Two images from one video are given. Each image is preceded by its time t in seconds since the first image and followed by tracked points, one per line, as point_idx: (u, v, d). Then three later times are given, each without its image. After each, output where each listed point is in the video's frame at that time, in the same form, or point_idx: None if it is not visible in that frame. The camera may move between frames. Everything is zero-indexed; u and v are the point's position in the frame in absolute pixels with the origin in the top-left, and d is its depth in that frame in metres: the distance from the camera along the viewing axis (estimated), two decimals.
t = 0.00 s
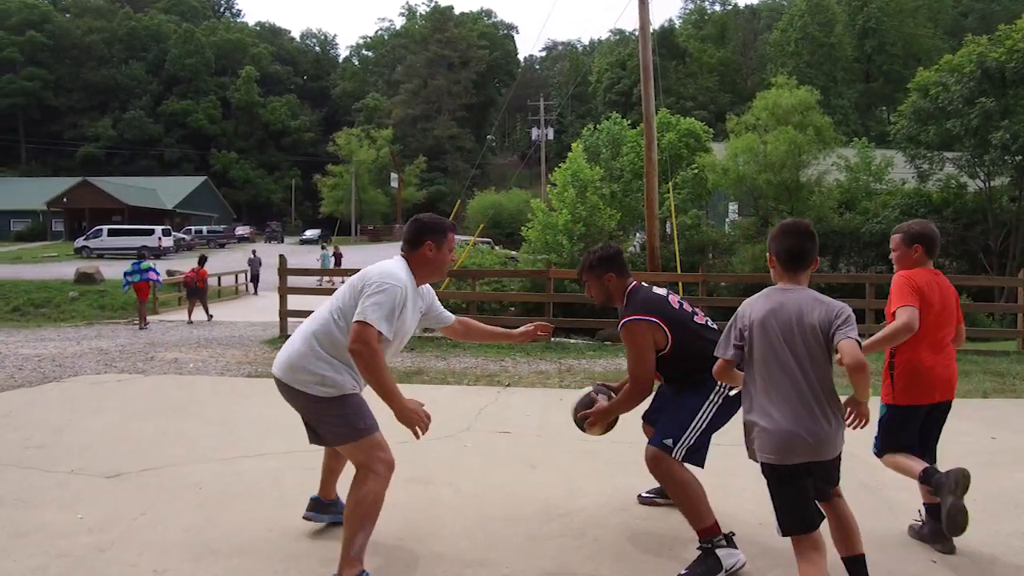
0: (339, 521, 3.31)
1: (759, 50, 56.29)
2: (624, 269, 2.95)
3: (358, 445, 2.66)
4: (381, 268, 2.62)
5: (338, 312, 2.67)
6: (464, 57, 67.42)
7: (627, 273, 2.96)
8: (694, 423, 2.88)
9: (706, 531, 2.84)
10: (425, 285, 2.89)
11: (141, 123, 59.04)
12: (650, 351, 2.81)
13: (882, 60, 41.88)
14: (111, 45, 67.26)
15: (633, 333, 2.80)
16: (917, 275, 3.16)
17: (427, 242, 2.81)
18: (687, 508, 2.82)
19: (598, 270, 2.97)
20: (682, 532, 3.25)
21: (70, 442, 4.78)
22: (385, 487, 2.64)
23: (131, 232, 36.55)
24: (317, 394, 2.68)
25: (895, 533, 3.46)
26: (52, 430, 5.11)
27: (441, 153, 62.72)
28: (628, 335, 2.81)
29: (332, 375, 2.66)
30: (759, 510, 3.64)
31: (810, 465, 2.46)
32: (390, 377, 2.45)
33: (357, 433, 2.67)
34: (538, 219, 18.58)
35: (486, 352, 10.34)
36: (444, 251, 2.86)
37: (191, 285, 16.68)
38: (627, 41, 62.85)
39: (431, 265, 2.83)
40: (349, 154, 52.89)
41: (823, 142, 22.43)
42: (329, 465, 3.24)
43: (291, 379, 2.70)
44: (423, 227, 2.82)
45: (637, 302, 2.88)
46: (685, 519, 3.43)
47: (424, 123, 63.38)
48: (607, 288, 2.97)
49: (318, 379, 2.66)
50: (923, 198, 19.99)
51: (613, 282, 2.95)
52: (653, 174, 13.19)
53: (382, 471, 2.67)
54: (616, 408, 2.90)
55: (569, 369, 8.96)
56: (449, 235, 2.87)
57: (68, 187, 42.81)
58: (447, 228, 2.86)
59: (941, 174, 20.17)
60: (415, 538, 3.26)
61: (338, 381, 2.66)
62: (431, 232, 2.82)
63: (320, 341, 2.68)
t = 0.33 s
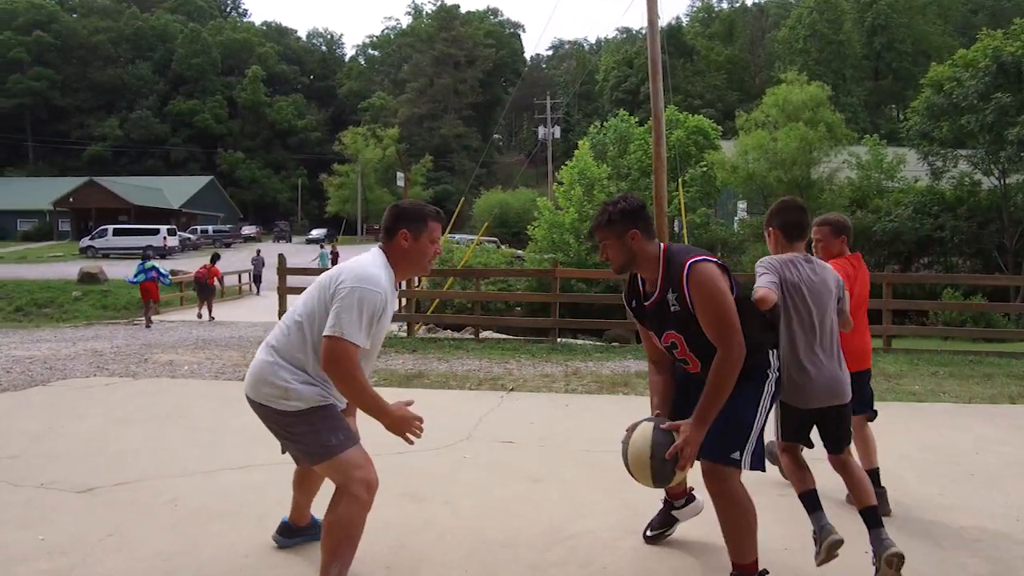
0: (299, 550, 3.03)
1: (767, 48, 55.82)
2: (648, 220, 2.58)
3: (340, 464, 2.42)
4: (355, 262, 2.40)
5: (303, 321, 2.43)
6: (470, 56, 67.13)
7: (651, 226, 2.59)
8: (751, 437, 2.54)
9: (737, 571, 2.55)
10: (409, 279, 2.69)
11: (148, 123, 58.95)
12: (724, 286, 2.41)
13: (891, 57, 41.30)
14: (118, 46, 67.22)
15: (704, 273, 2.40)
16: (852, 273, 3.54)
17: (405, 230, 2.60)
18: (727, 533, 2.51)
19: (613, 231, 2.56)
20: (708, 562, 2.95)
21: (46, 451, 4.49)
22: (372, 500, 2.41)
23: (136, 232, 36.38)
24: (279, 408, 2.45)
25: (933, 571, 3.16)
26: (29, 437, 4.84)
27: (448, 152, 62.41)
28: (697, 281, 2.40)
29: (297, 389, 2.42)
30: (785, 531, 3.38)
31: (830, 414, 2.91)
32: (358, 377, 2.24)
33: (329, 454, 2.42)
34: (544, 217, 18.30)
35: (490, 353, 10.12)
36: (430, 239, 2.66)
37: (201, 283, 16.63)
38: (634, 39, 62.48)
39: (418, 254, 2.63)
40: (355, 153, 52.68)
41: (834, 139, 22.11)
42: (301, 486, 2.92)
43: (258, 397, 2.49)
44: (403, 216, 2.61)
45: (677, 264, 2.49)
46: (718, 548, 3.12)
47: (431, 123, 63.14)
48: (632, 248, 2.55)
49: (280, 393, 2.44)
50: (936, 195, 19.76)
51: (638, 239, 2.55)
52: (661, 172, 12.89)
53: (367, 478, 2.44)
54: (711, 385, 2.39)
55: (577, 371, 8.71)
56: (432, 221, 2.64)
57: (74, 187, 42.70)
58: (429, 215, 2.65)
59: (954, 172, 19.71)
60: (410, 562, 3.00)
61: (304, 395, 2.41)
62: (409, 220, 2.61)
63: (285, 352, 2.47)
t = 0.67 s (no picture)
0: None
1: (786, 44, 55.08)
2: (669, 239, 2.32)
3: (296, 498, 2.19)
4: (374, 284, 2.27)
5: (284, 343, 2.22)
6: (487, 55, 66.78)
7: (672, 245, 2.33)
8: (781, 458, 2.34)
9: None
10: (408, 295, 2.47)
11: (166, 124, 59.16)
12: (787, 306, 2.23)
13: (913, 53, 40.49)
14: (137, 46, 67.47)
15: (763, 290, 2.22)
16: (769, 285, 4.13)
17: (393, 247, 2.38)
18: None
19: (634, 253, 2.25)
20: None
21: (35, 463, 4.24)
22: (340, 533, 2.18)
23: (153, 232, 36.41)
24: (225, 431, 2.23)
25: None
26: (21, 445, 4.62)
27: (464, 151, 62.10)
28: (755, 296, 2.22)
29: (248, 410, 2.20)
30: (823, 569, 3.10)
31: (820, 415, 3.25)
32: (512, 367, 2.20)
33: (288, 485, 2.20)
34: (562, 216, 17.97)
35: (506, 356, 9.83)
36: (428, 251, 2.40)
37: (220, 283, 16.50)
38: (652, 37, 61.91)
39: (413, 269, 2.40)
40: (372, 153, 52.57)
41: (857, 136, 21.28)
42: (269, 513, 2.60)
43: (205, 417, 2.27)
44: (394, 226, 2.37)
45: (726, 284, 2.26)
46: None
47: (447, 122, 62.91)
48: (657, 274, 2.27)
49: (229, 416, 2.21)
50: (963, 193, 19.21)
51: (661, 263, 2.28)
52: (681, 168, 12.48)
53: (328, 506, 2.21)
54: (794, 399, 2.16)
55: (596, 375, 8.40)
56: (427, 232, 2.38)
57: (93, 187, 42.86)
58: (423, 224, 2.39)
59: (982, 169, 19.21)
60: None
61: (261, 418, 2.19)
62: (398, 235, 2.37)
63: (237, 369, 2.24)
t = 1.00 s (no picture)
0: None
1: (803, 41, 54.45)
2: (688, 227, 2.11)
3: (288, 508, 1.99)
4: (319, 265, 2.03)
5: (253, 344, 2.03)
6: (502, 53, 66.53)
7: (692, 233, 2.12)
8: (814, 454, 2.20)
9: None
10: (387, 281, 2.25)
11: (183, 124, 59.41)
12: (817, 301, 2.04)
13: (933, 49, 39.92)
14: (154, 47, 67.72)
15: (794, 285, 2.01)
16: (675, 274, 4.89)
17: (377, 222, 2.18)
18: None
19: (649, 245, 2.04)
20: None
21: (26, 463, 4.11)
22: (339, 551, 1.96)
23: (169, 230, 36.50)
24: (209, 432, 2.05)
25: None
26: (14, 445, 4.48)
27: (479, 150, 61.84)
28: (787, 290, 2.01)
29: (239, 408, 2.03)
30: None
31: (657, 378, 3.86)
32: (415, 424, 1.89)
33: (279, 496, 2.00)
34: (577, 214, 17.87)
35: (519, 355, 9.64)
36: (418, 229, 2.20)
37: (235, 280, 16.42)
38: (668, 34, 61.39)
39: (403, 250, 2.19)
40: (386, 152, 52.52)
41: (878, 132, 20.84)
42: (222, 542, 2.35)
43: (185, 421, 2.10)
44: (377, 203, 2.18)
45: (753, 278, 2.05)
46: None
47: (462, 121, 62.75)
48: (675, 267, 2.07)
49: (216, 415, 2.03)
50: (986, 189, 18.81)
51: (680, 255, 2.06)
52: (697, 163, 12.21)
53: (323, 521, 2.00)
54: (830, 410, 1.97)
55: (610, 374, 8.21)
56: (417, 210, 2.18)
57: (110, 187, 43.06)
58: (412, 199, 2.19)
59: (1005, 165, 18.81)
60: None
61: (249, 419, 2.01)
62: (385, 211, 2.17)
63: (217, 363, 2.07)
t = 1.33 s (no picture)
0: None
1: (822, 38, 53.84)
2: (667, 213, 2.09)
3: (293, 504, 1.89)
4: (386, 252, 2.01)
5: (277, 325, 1.93)
6: (517, 52, 66.31)
7: (670, 221, 2.10)
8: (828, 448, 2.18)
9: None
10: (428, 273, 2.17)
11: (200, 125, 59.73)
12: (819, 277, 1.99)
13: (953, 45, 39.18)
14: (172, 48, 68.12)
15: (786, 262, 1.98)
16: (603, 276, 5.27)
17: (420, 216, 2.07)
18: None
19: (625, 235, 2.02)
20: None
21: (15, 458, 4.03)
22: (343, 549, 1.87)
23: (186, 230, 36.63)
24: (208, 426, 1.92)
25: None
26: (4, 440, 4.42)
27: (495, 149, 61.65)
28: (779, 270, 1.98)
29: (238, 397, 1.91)
30: None
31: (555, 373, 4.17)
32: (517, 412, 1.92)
33: (281, 491, 1.90)
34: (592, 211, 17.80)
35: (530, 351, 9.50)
36: (463, 223, 2.09)
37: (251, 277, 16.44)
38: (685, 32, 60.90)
39: (446, 246, 2.11)
40: (402, 152, 52.50)
41: (897, 127, 20.37)
42: (195, 535, 2.28)
43: (172, 400, 1.94)
44: (423, 191, 2.07)
45: (741, 260, 2.02)
46: None
47: (478, 121, 62.61)
48: (654, 257, 2.05)
49: (214, 402, 1.90)
50: (1007, 185, 18.34)
51: (658, 243, 2.04)
52: (712, 157, 11.95)
53: (324, 518, 1.91)
54: (853, 394, 1.90)
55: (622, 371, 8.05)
56: (465, 202, 2.07)
57: (128, 187, 43.35)
58: (459, 192, 2.07)
59: None
60: None
61: (254, 408, 1.90)
62: (431, 203, 2.06)
63: (220, 345, 1.93)
